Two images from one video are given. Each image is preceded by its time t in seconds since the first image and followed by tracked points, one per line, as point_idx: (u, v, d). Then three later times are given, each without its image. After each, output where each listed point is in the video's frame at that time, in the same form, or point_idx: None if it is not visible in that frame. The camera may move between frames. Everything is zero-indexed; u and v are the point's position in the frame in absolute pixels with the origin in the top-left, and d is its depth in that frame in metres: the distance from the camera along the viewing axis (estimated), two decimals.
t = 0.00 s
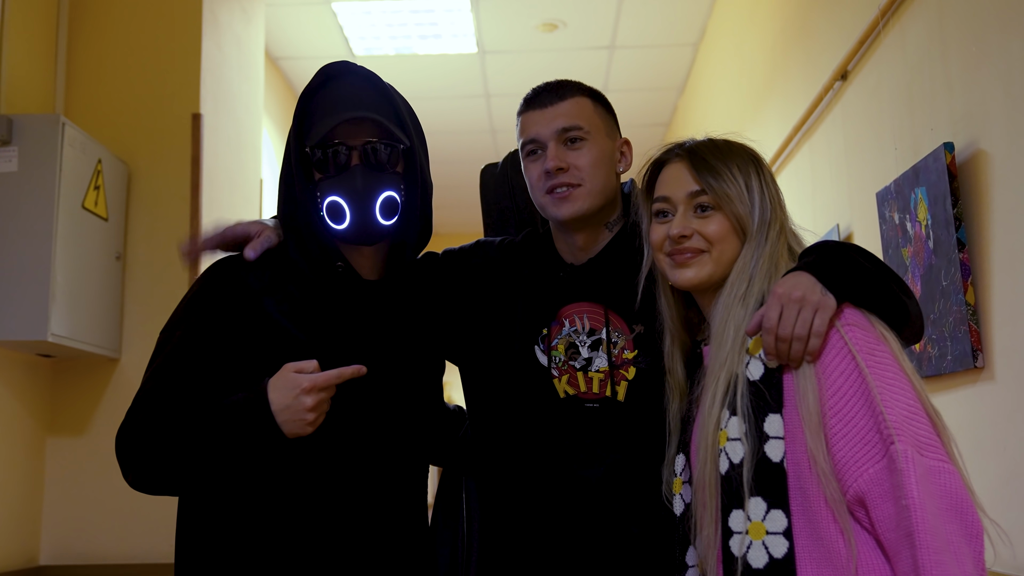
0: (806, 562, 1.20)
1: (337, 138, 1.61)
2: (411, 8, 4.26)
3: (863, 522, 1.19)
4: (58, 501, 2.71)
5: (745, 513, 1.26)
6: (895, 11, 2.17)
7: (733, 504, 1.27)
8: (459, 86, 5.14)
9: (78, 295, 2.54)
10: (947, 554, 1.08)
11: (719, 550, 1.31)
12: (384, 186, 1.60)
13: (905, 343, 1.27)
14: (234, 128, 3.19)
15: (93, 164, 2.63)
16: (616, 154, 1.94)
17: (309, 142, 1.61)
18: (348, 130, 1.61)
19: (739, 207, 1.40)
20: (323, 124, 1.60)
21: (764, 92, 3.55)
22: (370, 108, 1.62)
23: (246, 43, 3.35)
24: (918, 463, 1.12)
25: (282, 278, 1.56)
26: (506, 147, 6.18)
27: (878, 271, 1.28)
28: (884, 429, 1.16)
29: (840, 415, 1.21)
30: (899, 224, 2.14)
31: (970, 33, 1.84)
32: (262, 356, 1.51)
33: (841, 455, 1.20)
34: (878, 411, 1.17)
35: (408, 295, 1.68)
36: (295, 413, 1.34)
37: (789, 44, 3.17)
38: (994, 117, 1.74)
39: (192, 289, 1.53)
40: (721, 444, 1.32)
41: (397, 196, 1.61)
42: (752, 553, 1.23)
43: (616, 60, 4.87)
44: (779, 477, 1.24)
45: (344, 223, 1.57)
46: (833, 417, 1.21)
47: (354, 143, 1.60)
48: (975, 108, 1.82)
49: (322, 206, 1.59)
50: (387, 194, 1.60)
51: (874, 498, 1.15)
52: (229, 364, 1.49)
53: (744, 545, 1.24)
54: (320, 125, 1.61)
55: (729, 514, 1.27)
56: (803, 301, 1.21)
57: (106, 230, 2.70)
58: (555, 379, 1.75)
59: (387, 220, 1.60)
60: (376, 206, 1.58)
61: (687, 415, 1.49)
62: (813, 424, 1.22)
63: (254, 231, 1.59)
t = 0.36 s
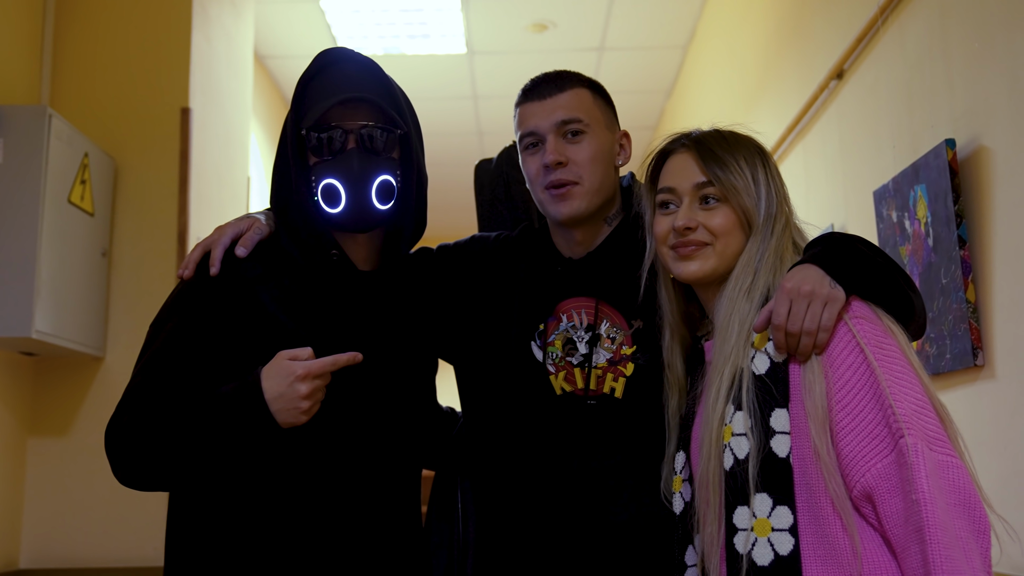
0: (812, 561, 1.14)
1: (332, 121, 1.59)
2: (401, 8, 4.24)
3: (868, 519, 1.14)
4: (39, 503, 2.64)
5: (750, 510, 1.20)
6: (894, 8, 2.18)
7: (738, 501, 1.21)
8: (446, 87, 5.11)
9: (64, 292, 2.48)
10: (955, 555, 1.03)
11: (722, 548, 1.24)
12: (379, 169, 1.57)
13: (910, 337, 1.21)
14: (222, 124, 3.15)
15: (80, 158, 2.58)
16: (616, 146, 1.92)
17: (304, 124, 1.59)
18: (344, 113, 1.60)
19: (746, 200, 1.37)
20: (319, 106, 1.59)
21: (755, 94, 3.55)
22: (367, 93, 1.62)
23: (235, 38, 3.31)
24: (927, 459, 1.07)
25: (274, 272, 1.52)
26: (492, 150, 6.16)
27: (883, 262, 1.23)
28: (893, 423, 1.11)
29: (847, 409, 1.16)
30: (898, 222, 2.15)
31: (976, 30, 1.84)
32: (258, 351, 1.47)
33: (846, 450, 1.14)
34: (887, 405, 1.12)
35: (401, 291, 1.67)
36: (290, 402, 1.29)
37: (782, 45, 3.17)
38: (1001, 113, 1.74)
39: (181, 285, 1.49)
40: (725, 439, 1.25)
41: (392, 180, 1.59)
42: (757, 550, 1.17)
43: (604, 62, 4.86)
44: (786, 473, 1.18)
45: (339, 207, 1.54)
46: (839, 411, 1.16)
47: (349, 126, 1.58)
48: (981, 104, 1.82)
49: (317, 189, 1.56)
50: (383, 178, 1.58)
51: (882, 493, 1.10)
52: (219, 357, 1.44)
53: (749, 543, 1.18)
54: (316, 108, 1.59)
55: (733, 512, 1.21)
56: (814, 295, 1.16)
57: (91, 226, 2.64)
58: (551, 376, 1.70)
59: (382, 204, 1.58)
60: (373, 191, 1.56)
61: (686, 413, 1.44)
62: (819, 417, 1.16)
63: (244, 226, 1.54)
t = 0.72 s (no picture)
0: (824, 556, 1.16)
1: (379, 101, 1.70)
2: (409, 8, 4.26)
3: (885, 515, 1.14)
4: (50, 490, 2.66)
5: (764, 504, 1.21)
6: (905, 18, 2.22)
7: (752, 494, 1.23)
8: (452, 87, 5.13)
9: (82, 280, 2.50)
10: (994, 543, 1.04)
11: (733, 540, 1.25)
12: (420, 152, 1.71)
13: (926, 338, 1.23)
14: (236, 119, 3.17)
15: (99, 149, 2.60)
16: (634, 148, 1.93)
17: (353, 97, 1.69)
18: (391, 96, 1.71)
19: (771, 206, 1.40)
20: (366, 86, 1.69)
21: (761, 101, 3.60)
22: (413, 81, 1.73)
23: (249, 34, 3.34)
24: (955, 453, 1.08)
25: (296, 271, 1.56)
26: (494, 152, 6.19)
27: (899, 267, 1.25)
28: (915, 421, 1.12)
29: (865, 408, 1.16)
30: (907, 229, 2.19)
31: (988, 40, 1.88)
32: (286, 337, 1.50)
33: (866, 448, 1.15)
34: (910, 403, 1.13)
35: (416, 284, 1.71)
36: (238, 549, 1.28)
37: (789, 53, 3.22)
38: (1012, 122, 1.79)
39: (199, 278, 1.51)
40: (740, 435, 1.27)
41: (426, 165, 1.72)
42: (770, 543, 1.19)
43: (609, 66, 4.90)
44: (799, 469, 1.20)
45: (386, 174, 1.64)
46: (859, 410, 1.16)
47: (396, 108, 1.70)
48: (991, 113, 1.87)
49: (360, 159, 1.66)
50: (422, 160, 1.71)
51: (905, 489, 1.10)
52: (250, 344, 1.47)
53: (762, 535, 1.20)
54: (367, 85, 1.69)
55: (747, 505, 1.23)
56: (832, 299, 1.18)
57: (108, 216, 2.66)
58: (566, 370, 1.71)
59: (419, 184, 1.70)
60: (415, 170, 1.69)
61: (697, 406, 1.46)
62: (833, 416, 1.18)
63: (258, 220, 1.57)
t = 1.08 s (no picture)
0: (825, 538, 1.25)
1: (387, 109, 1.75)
2: (404, 14, 4.33)
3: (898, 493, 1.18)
4: (58, 485, 2.71)
5: (769, 491, 1.30)
6: (893, 31, 2.32)
7: (758, 481, 1.31)
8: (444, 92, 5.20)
9: (93, 282, 2.56)
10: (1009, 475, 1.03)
11: (742, 527, 1.32)
12: (426, 159, 1.75)
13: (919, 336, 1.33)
14: (239, 123, 3.23)
15: (109, 153, 2.65)
16: (638, 159, 2.01)
17: (363, 105, 1.75)
18: (398, 104, 1.76)
19: (793, 213, 1.49)
20: (377, 94, 1.75)
21: (749, 108, 3.69)
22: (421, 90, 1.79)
23: (252, 40, 3.40)
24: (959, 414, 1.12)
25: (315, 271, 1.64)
26: (484, 155, 6.26)
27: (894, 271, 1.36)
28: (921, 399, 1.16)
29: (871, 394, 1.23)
30: (892, 233, 2.28)
31: (972, 56, 1.97)
32: (307, 336, 1.58)
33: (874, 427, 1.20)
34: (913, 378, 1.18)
35: (429, 284, 1.77)
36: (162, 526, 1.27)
37: (778, 61, 3.31)
38: (995, 134, 1.88)
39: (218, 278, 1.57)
40: (746, 425, 1.36)
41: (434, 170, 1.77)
42: (775, 527, 1.27)
43: (600, 72, 4.98)
44: (803, 457, 1.29)
45: (388, 180, 1.70)
46: (863, 396, 1.23)
47: (405, 117, 1.75)
48: (974, 126, 1.96)
49: (367, 165, 1.71)
50: (427, 165, 1.75)
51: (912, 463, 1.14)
52: (273, 345, 1.55)
53: (768, 520, 1.28)
54: (375, 94, 1.75)
55: (753, 492, 1.32)
56: (837, 299, 1.28)
57: (117, 219, 2.71)
58: (570, 369, 1.79)
59: (425, 190, 1.75)
60: (419, 174, 1.73)
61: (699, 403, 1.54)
62: (836, 406, 1.27)
63: (276, 224, 1.62)
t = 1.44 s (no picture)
0: (801, 503, 1.34)
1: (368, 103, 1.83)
2: (377, 7, 4.38)
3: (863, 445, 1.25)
4: (52, 472, 2.77)
5: (748, 460, 1.41)
6: (853, 29, 2.45)
7: (737, 451, 1.43)
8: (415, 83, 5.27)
9: (86, 273, 2.60)
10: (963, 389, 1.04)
11: (724, 493, 1.45)
12: (407, 145, 1.80)
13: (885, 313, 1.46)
14: (221, 115, 3.28)
15: (99, 147, 2.69)
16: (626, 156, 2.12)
17: (344, 100, 1.82)
18: (378, 96, 1.84)
19: (772, 205, 1.61)
20: (358, 89, 1.82)
21: (714, 99, 3.83)
22: (399, 80, 1.86)
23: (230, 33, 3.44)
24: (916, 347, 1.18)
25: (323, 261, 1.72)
26: (452, 144, 6.34)
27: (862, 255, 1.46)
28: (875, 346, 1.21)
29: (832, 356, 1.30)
30: (855, 221, 2.42)
31: (928, 55, 2.11)
32: (315, 323, 1.67)
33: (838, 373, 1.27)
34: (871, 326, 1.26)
35: (425, 278, 1.88)
36: None
37: (742, 55, 3.44)
38: (950, 128, 2.02)
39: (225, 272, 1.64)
40: (725, 399, 1.47)
41: (418, 155, 1.82)
42: (754, 493, 1.38)
43: (568, 63, 5.08)
44: (778, 428, 1.39)
45: (371, 170, 1.76)
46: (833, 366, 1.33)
47: (385, 107, 1.81)
48: (931, 120, 2.10)
49: (351, 156, 1.78)
50: (409, 150, 1.80)
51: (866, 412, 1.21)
52: (285, 332, 1.63)
53: (747, 486, 1.39)
54: (355, 89, 1.83)
55: (733, 460, 1.43)
56: (807, 279, 1.39)
57: (107, 211, 2.76)
58: (560, 351, 1.91)
59: (410, 174, 1.80)
60: (401, 160, 1.78)
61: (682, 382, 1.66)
62: (808, 379, 1.37)
63: (279, 219, 1.69)
